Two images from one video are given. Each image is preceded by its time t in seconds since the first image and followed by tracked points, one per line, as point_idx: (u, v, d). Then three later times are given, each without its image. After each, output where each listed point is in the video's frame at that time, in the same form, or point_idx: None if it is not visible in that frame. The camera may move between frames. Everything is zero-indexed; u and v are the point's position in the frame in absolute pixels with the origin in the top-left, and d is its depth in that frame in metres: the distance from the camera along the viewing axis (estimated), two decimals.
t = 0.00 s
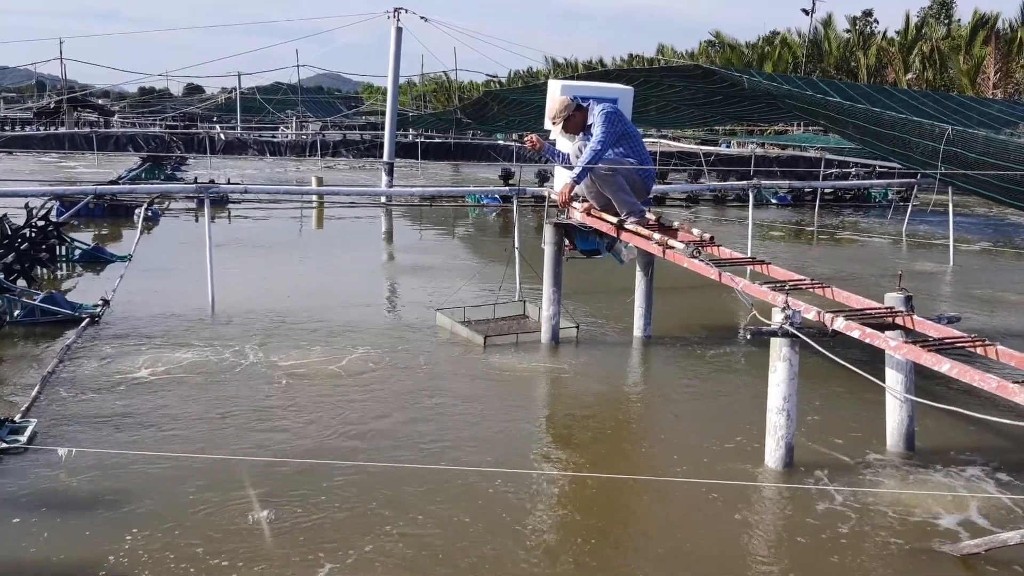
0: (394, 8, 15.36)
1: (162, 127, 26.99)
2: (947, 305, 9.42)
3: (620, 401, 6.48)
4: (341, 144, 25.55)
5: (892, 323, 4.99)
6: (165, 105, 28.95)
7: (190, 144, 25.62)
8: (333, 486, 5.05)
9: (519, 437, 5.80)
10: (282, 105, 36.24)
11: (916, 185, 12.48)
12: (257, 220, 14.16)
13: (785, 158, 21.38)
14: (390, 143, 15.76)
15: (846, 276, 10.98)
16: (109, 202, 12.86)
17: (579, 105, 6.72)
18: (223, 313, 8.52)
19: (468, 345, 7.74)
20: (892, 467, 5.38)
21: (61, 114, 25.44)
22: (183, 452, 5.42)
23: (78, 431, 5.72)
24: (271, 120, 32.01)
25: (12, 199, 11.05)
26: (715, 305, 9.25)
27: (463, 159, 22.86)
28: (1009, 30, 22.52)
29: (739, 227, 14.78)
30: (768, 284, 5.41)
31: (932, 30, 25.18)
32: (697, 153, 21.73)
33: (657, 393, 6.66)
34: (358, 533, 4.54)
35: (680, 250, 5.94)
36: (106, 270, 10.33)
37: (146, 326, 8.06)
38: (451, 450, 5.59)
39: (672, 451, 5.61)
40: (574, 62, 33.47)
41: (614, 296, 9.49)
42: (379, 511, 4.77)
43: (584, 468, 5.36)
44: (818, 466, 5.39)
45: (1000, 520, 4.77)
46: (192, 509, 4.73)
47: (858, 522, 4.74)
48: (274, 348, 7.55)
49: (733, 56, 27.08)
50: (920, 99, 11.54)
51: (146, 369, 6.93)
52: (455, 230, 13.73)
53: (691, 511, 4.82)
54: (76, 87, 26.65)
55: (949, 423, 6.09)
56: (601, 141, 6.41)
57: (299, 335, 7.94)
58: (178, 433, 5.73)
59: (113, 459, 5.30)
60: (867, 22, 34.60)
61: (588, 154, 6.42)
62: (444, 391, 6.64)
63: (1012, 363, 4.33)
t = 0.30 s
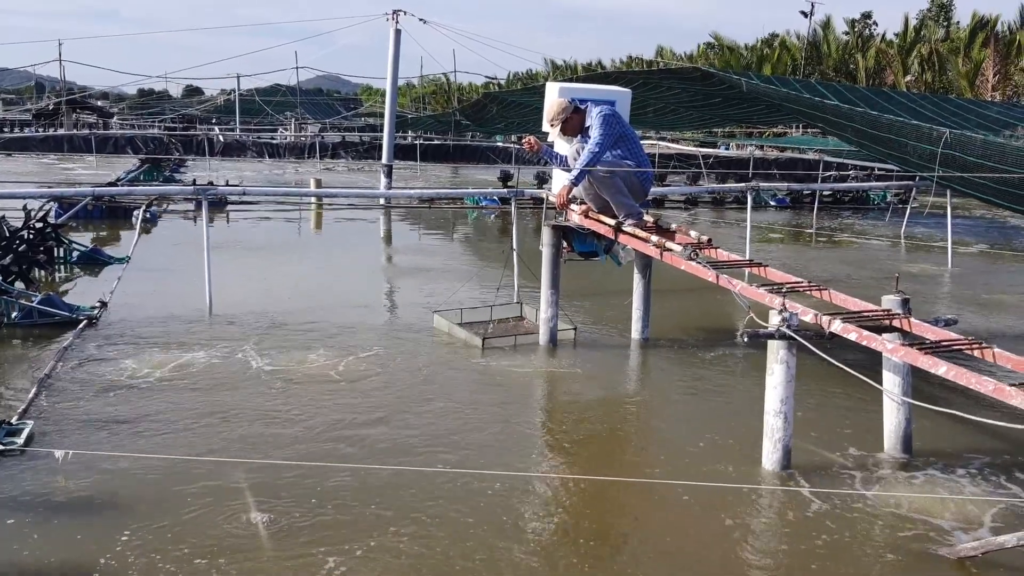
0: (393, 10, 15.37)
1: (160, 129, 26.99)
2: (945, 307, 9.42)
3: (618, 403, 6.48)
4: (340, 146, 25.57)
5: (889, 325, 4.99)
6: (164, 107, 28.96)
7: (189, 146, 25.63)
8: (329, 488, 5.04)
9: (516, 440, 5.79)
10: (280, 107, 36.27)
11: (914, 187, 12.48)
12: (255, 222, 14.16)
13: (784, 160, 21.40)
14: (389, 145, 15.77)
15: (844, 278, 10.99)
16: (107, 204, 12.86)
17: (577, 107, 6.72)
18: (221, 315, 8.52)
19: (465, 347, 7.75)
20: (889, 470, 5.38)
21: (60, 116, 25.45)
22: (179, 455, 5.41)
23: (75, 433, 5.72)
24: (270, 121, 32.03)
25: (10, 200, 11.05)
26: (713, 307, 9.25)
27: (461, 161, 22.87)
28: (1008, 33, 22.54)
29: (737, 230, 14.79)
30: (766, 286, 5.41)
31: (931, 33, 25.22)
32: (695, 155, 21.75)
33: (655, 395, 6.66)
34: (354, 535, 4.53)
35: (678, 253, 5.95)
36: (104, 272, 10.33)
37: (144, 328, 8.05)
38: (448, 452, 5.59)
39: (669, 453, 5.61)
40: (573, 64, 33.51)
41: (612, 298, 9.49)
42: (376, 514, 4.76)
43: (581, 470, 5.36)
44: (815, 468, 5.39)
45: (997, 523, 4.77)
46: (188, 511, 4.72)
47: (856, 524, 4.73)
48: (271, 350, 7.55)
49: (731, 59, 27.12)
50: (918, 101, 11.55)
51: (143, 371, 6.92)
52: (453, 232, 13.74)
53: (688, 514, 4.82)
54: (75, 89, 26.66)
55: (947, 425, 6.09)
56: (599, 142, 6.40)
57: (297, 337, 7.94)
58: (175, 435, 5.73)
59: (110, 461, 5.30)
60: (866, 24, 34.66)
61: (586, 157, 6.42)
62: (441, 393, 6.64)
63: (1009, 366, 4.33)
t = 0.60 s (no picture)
0: (393, 10, 15.36)
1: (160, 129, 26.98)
2: (946, 307, 9.41)
3: (618, 403, 6.48)
4: (339, 146, 25.56)
5: (889, 325, 4.99)
6: (164, 106, 28.96)
7: (189, 146, 25.63)
8: (329, 488, 5.03)
9: (517, 440, 5.79)
10: (280, 106, 36.28)
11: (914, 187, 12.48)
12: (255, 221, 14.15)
13: (784, 160, 21.40)
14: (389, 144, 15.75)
15: (844, 278, 10.99)
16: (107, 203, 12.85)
17: (577, 107, 6.72)
18: (221, 315, 8.51)
19: (465, 346, 7.74)
20: (890, 469, 5.37)
21: (60, 116, 25.44)
22: (178, 454, 5.40)
23: (75, 432, 5.71)
24: (270, 121, 32.03)
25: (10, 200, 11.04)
26: (713, 307, 9.24)
27: (461, 161, 22.87)
28: (1008, 33, 22.52)
29: (737, 230, 14.78)
30: (766, 286, 5.41)
31: (930, 33, 25.23)
32: (695, 155, 21.74)
33: (655, 395, 6.66)
34: (354, 535, 4.52)
35: (678, 252, 5.94)
36: (104, 271, 10.32)
37: (144, 327, 8.04)
38: (449, 452, 5.58)
39: (669, 453, 5.61)
40: (574, 64, 33.50)
41: (612, 298, 9.49)
42: (376, 514, 4.75)
43: (581, 469, 5.36)
44: (815, 468, 5.38)
45: (998, 523, 4.76)
46: (187, 510, 4.71)
47: (857, 524, 4.72)
48: (271, 350, 7.54)
49: (731, 59, 27.12)
50: (918, 101, 11.55)
51: (143, 370, 6.92)
52: (453, 231, 13.73)
53: (687, 513, 4.81)
54: (75, 89, 26.64)
55: (947, 425, 6.08)
56: (599, 141, 6.40)
57: (296, 337, 7.93)
58: (175, 434, 5.72)
59: (110, 461, 5.29)
60: (866, 24, 34.68)
61: (586, 156, 6.41)
62: (441, 392, 6.63)
63: (1009, 365, 4.32)
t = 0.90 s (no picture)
0: (393, 9, 15.35)
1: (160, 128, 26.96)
2: (946, 308, 9.42)
3: (618, 403, 6.47)
4: (339, 145, 25.55)
5: (889, 325, 4.99)
6: (163, 105, 28.95)
7: (188, 145, 25.63)
8: (330, 487, 5.03)
9: (517, 440, 5.78)
10: (279, 106, 36.30)
11: (914, 188, 12.49)
12: (254, 220, 14.15)
13: (783, 160, 21.41)
14: (389, 143, 15.75)
15: (843, 279, 11.00)
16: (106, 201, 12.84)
17: (578, 106, 6.71)
18: (221, 314, 8.51)
19: (465, 346, 7.73)
20: (890, 470, 5.38)
21: (59, 114, 25.43)
22: (178, 453, 5.40)
23: (75, 430, 5.71)
24: (269, 120, 32.03)
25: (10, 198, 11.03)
26: (712, 307, 9.25)
27: (461, 160, 22.86)
28: (1008, 34, 22.55)
29: (736, 230, 14.79)
30: (767, 286, 5.41)
31: (930, 34, 25.24)
32: (695, 155, 21.74)
33: (656, 395, 6.66)
34: (353, 535, 4.52)
35: (679, 252, 5.93)
36: (103, 270, 10.31)
37: (143, 326, 8.04)
38: (448, 451, 5.58)
39: (669, 453, 5.61)
40: (573, 64, 33.49)
41: (612, 297, 9.49)
42: (377, 514, 4.74)
43: (581, 469, 5.36)
44: (815, 468, 5.38)
45: (997, 523, 4.76)
46: (188, 510, 4.71)
47: (856, 525, 4.73)
48: (271, 349, 7.54)
49: (731, 59, 27.14)
50: (917, 102, 11.55)
51: (143, 369, 6.91)
52: (452, 231, 13.73)
53: (687, 514, 4.81)
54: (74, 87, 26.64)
55: (947, 426, 6.09)
56: (600, 141, 6.39)
57: (296, 335, 7.92)
58: (174, 433, 5.71)
59: (110, 459, 5.28)
60: (865, 25, 34.70)
61: (587, 156, 6.41)
62: (441, 392, 6.63)
63: (1010, 366, 4.32)
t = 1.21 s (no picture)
0: (392, 10, 15.37)
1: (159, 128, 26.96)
2: (945, 311, 9.42)
3: (618, 405, 6.48)
4: (338, 146, 25.55)
5: (889, 328, 4.99)
6: (162, 105, 28.96)
7: (187, 145, 25.64)
8: (329, 489, 5.03)
9: (515, 442, 5.77)
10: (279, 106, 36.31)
11: (912, 190, 12.50)
12: (253, 221, 14.16)
13: (782, 162, 21.43)
14: (388, 144, 15.76)
15: (842, 281, 11.01)
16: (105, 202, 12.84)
17: (577, 108, 6.71)
18: (220, 315, 8.50)
19: (465, 348, 7.73)
20: (890, 473, 5.38)
21: (58, 114, 25.43)
22: (177, 455, 5.40)
23: (74, 432, 5.70)
24: (269, 120, 32.03)
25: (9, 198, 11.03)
26: (711, 309, 9.25)
27: (460, 162, 22.88)
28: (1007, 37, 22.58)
29: (735, 232, 14.80)
30: (766, 289, 5.41)
31: (929, 36, 25.27)
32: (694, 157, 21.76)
33: (655, 398, 6.66)
34: (352, 537, 4.51)
35: (678, 254, 5.93)
36: (103, 271, 10.30)
37: (142, 327, 8.03)
38: (448, 453, 5.58)
39: (669, 456, 5.61)
40: (572, 65, 33.51)
41: (611, 299, 9.49)
42: (376, 516, 4.74)
43: (581, 472, 5.35)
44: (814, 472, 5.38)
45: (995, 527, 4.76)
46: (186, 511, 4.70)
47: (856, 528, 4.73)
48: (270, 350, 7.54)
49: (730, 61, 27.17)
50: (917, 104, 11.56)
51: (142, 370, 6.90)
52: (451, 232, 13.74)
53: (687, 516, 4.81)
54: (73, 87, 26.63)
55: (946, 429, 6.09)
56: (600, 143, 6.39)
57: (296, 337, 7.92)
58: (173, 435, 5.71)
59: (109, 461, 5.28)
60: (865, 26, 34.72)
61: (587, 158, 6.41)
62: (441, 394, 6.63)
63: (1009, 369, 4.32)
